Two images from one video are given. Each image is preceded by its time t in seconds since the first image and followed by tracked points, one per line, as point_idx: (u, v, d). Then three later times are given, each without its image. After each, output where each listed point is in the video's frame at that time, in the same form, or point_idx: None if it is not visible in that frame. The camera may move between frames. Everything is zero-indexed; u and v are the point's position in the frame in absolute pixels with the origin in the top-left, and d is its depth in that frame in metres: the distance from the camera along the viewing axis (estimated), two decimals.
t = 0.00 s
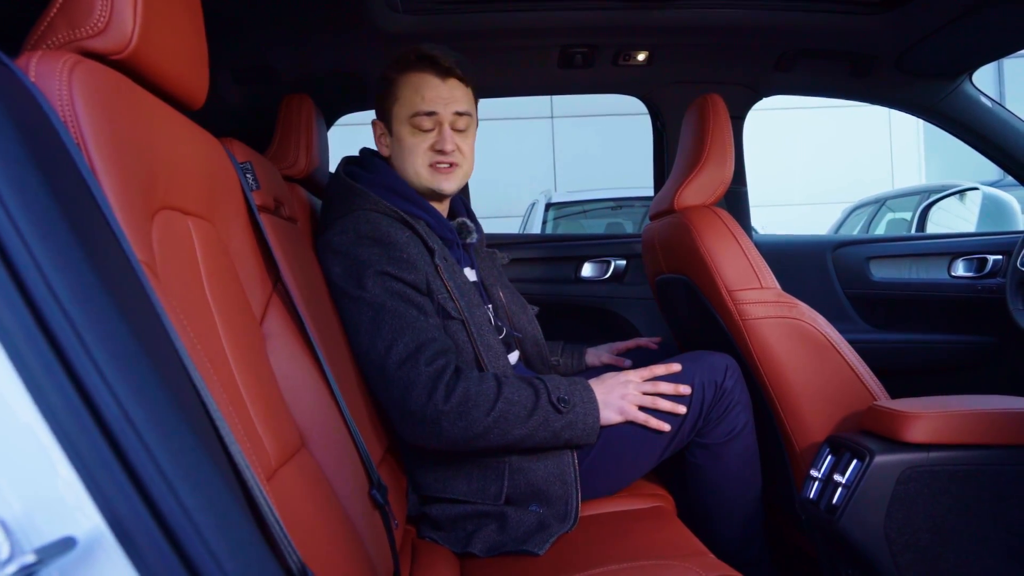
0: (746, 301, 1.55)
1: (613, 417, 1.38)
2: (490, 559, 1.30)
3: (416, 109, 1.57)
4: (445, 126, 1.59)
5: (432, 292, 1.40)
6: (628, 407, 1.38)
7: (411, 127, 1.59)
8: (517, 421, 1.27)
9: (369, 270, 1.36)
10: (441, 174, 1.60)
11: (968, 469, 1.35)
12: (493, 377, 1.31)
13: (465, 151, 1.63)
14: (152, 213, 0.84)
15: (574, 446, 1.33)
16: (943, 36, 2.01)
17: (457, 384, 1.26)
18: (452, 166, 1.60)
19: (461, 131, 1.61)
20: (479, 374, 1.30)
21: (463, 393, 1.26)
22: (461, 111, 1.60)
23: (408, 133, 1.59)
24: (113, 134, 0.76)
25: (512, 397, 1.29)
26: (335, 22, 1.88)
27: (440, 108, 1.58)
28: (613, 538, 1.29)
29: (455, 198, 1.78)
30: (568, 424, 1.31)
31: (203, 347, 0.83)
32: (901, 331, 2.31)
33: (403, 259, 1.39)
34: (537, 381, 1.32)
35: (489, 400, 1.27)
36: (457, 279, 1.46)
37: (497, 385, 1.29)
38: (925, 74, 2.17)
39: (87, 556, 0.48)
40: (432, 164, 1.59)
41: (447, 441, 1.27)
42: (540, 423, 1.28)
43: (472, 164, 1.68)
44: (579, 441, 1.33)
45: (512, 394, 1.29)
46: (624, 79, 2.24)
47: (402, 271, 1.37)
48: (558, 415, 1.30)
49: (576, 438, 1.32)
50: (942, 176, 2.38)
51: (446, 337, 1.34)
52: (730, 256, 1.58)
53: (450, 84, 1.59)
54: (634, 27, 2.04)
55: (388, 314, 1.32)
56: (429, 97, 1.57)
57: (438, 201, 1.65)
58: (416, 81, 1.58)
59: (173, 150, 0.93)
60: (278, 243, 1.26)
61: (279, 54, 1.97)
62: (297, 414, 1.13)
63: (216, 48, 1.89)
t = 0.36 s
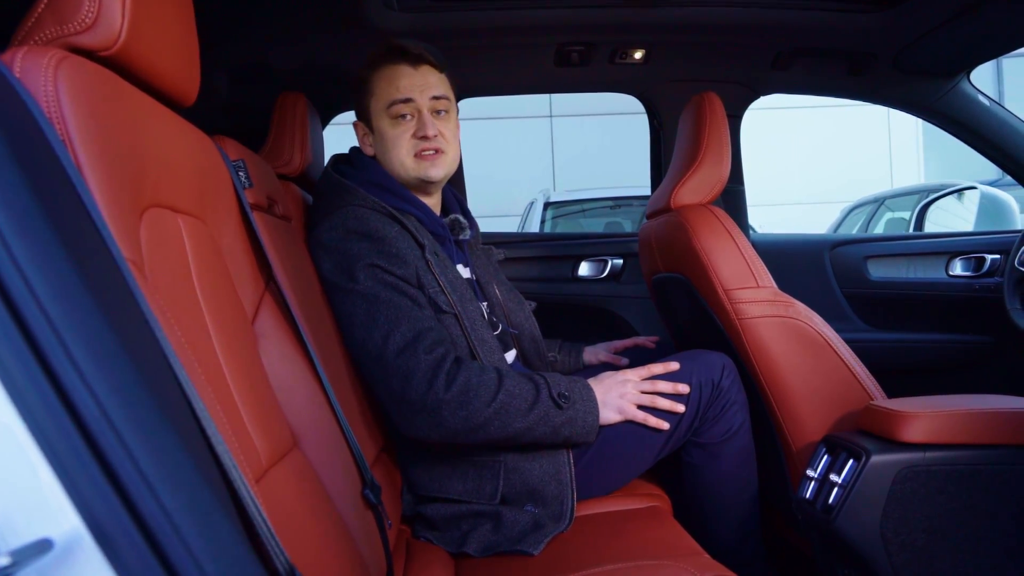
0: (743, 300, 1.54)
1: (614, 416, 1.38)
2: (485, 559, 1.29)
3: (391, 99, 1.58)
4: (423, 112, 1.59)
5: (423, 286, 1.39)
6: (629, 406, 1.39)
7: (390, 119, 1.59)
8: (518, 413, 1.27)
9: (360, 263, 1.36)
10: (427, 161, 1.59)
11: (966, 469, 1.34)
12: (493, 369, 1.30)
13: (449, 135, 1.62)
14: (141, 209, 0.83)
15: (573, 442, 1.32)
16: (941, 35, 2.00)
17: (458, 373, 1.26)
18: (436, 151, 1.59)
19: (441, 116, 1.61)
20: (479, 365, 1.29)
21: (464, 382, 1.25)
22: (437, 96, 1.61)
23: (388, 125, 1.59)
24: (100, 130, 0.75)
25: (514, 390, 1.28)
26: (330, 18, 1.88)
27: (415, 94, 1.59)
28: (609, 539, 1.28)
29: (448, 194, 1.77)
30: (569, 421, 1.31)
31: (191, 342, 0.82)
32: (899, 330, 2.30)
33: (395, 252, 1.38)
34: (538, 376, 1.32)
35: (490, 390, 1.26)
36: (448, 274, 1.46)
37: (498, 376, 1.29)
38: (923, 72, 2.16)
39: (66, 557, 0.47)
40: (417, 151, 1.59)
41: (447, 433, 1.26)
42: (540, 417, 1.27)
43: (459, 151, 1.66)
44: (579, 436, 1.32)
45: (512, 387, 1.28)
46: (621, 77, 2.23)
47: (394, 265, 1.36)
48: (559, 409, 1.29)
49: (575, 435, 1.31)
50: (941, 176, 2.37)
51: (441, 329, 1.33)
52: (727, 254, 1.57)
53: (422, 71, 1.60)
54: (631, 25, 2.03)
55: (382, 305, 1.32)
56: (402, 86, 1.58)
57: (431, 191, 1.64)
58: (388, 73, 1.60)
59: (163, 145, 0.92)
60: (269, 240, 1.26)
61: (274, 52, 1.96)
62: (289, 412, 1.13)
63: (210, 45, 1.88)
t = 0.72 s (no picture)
0: (742, 301, 1.52)
1: (608, 420, 1.35)
2: (481, 563, 1.27)
3: (376, 115, 1.52)
4: (409, 128, 1.53)
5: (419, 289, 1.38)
6: (625, 410, 1.36)
7: (376, 134, 1.53)
8: (512, 418, 1.25)
9: (355, 265, 1.34)
10: (414, 179, 1.55)
11: (967, 473, 1.33)
12: (486, 373, 1.28)
13: (437, 150, 1.56)
14: (127, 211, 0.81)
15: (569, 447, 1.31)
16: (941, 35, 1.99)
17: (449, 380, 1.24)
18: (424, 168, 1.55)
19: (429, 130, 1.55)
20: (471, 370, 1.27)
21: (456, 389, 1.23)
22: (424, 109, 1.53)
23: (374, 141, 1.54)
24: (84, 128, 0.73)
25: (507, 395, 1.26)
26: (326, 17, 1.86)
27: (400, 111, 1.51)
28: (604, 542, 1.27)
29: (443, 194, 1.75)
30: (563, 425, 1.29)
31: (176, 346, 0.80)
32: (898, 331, 2.29)
33: (390, 254, 1.37)
34: (532, 381, 1.30)
35: (482, 396, 1.24)
36: (444, 276, 1.44)
37: (491, 381, 1.27)
38: (923, 72, 2.15)
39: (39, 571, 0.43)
40: (404, 169, 1.54)
41: (438, 438, 1.24)
42: (534, 422, 1.26)
43: (449, 159, 1.61)
44: (576, 441, 1.30)
45: (506, 392, 1.26)
46: (619, 77, 2.22)
47: (389, 267, 1.35)
48: (553, 414, 1.27)
49: (570, 439, 1.30)
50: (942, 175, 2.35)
51: (436, 334, 1.31)
52: (725, 255, 1.56)
53: (408, 84, 1.52)
54: (629, 24, 2.01)
55: (377, 309, 1.30)
56: (387, 101, 1.51)
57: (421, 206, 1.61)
58: (373, 86, 1.52)
59: (151, 145, 0.91)
60: (262, 241, 1.24)
61: (269, 51, 1.94)
62: (281, 415, 1.11)
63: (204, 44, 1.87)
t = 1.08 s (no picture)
0: (740, 304, 1.51)
1: (601, 426, 1.32)
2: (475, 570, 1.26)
3: (397, 119, 1.48)
4: (428, 135, 1.50)
5: (414, 294, 1.36)
6: (617, 416, 1.32)
7: (394, 138, 1.50)
8: (500, 429, 1.23)
9: (348, 269, 1.33)
10: (425, 185, 1.53)
11: (969, 478, 1.31)
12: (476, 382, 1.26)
13: (451, 158, 1.55)
14: (109, 214, 0.79)
15: (560, 455, 1.29)
16: (941, 34, 1.97)
17: (438, 388, 1.22)
18: (436, 175, 1.53)
19: (446, 138, 1.53)
20: (460, 379, 1.25)
21: (443, 398, 1.21)
22: (445, 118, 1.51)
23: (391, 144, 1.51)
24: (63, 129, 0.71)
25: (496, 404, 1.24)
26: (319, 16, 1.84)
27: (423, 118, 1.48)
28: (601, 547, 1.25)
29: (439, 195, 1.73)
30: (554, 434, 1.27)
31: (159, 354, 0.78)
32: (898, 332, 2.27)
33: (385, 259, 1.35)
34: (523, 388, 1.28)
35: (471, 406, 1.22)
36: (441, 280, 1.42)
37: (480, 390, 1.25)
38: (922, 71, 2.13)
39: None
40: (417, 175, 1.52)
41: (426, 448, 1.23)
42: (523, 431, 1.24)
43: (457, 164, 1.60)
44: (569, 450, 1.28)
45: (496, 401, 1.24)
46: (616, 77, 2.20)
47: (383, 272, 1.33)
48: (541, 423, 1.25)
49: (560, 448, 1.27)
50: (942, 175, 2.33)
51: (428, 341, 1.29)
52: (723, 256, 1.54)
53: (433, 91, 1.49)
54: (626, 23, 2.00)
55: (368, 315, 1.28)
56: (411, 107, 1.47)
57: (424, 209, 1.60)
58: (397, 89, 1.48)
59: (135, 147, 0.89)
60: (251, 243, 1.22)
61: (261, 50, 1.92)
62: (271, 421, 1.09)
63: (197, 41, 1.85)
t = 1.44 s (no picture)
0: (737, 309, 1.50)
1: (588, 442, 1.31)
2: None
3: (433, 121, 1.48)
4: (458, 139, 1.52)
5: (412, 292, 1.35)
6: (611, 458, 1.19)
7: (426, 138, 1.50)
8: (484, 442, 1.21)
9: (346, 266, 1.30)
10: (450, 186, 1.55)
11: (967, 486, 1.30)
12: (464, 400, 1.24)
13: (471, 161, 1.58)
14: (96, 222, 0.78)
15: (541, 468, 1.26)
16: (940, 37, 1.96)
17: (413, 395, 1.21)
18: (461, 177, 1.56)
19: (470, 142, 1.56)
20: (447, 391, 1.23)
21: (417, 406, 1.20)
22: (474, 123, 1.54)
23: (421, 145, 1.50)
24: (46, 139, 0.70)
25: (477, 427, 1.21)
26: (315, 17, 1.83)
27: (457, 122, 1.50)
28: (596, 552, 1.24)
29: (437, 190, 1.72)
30: (534, 475, 1.20)
31: (144, 364, 0.77)
32: (898, 336, 2.25)
33: (384, 256, 1.33)
34: (514, 418, 1.24)
35: (449, 421, 1.20)
36: (442, 279, 1.41)
37: (466, 409, 1.23)
38: (922, 73, 2.12)
39: None
40: (443, 177, 1.53)
41: (398, 458, 1.22)
42: (500, 461, 1.20)
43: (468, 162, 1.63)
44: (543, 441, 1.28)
45: (481, 415, 1.23)
46: (613, 80, 2.19)
47: (381, 270, 1.31)
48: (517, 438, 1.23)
49: (541, 492, 1.20)
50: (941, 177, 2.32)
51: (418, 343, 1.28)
52: (721, 261, 1.53)
53: (464, 96, 1.51)
54: (624, 25, 1.98)
55: (358, 314, 1.27)
56: (447, 110, 1.49)
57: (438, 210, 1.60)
58: (433, 91, 1.48)
59: (124, 155, 0.88)
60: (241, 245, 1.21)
61: (256, 51, 1.91)
62: (263, 429, 1.08)
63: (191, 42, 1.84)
